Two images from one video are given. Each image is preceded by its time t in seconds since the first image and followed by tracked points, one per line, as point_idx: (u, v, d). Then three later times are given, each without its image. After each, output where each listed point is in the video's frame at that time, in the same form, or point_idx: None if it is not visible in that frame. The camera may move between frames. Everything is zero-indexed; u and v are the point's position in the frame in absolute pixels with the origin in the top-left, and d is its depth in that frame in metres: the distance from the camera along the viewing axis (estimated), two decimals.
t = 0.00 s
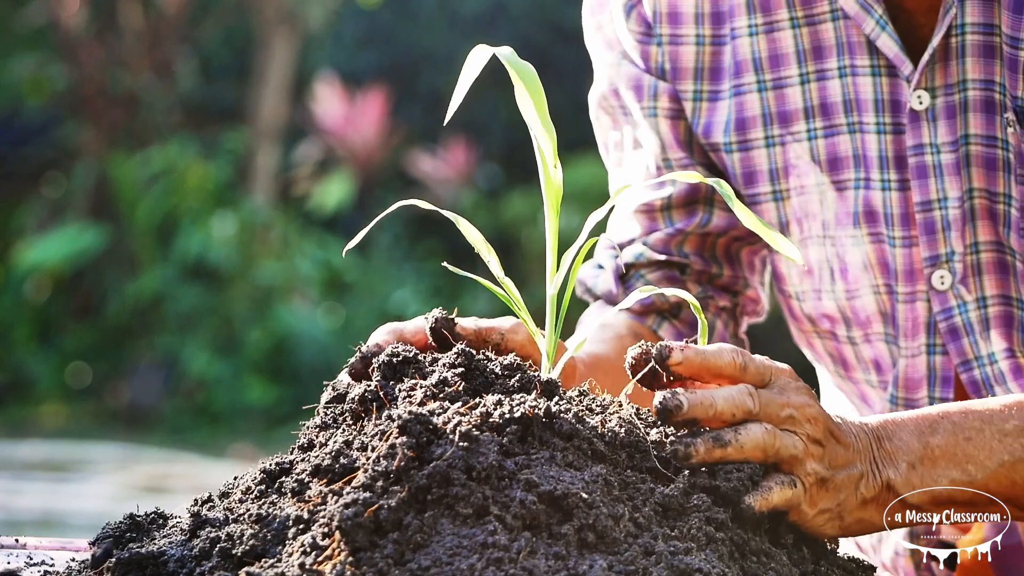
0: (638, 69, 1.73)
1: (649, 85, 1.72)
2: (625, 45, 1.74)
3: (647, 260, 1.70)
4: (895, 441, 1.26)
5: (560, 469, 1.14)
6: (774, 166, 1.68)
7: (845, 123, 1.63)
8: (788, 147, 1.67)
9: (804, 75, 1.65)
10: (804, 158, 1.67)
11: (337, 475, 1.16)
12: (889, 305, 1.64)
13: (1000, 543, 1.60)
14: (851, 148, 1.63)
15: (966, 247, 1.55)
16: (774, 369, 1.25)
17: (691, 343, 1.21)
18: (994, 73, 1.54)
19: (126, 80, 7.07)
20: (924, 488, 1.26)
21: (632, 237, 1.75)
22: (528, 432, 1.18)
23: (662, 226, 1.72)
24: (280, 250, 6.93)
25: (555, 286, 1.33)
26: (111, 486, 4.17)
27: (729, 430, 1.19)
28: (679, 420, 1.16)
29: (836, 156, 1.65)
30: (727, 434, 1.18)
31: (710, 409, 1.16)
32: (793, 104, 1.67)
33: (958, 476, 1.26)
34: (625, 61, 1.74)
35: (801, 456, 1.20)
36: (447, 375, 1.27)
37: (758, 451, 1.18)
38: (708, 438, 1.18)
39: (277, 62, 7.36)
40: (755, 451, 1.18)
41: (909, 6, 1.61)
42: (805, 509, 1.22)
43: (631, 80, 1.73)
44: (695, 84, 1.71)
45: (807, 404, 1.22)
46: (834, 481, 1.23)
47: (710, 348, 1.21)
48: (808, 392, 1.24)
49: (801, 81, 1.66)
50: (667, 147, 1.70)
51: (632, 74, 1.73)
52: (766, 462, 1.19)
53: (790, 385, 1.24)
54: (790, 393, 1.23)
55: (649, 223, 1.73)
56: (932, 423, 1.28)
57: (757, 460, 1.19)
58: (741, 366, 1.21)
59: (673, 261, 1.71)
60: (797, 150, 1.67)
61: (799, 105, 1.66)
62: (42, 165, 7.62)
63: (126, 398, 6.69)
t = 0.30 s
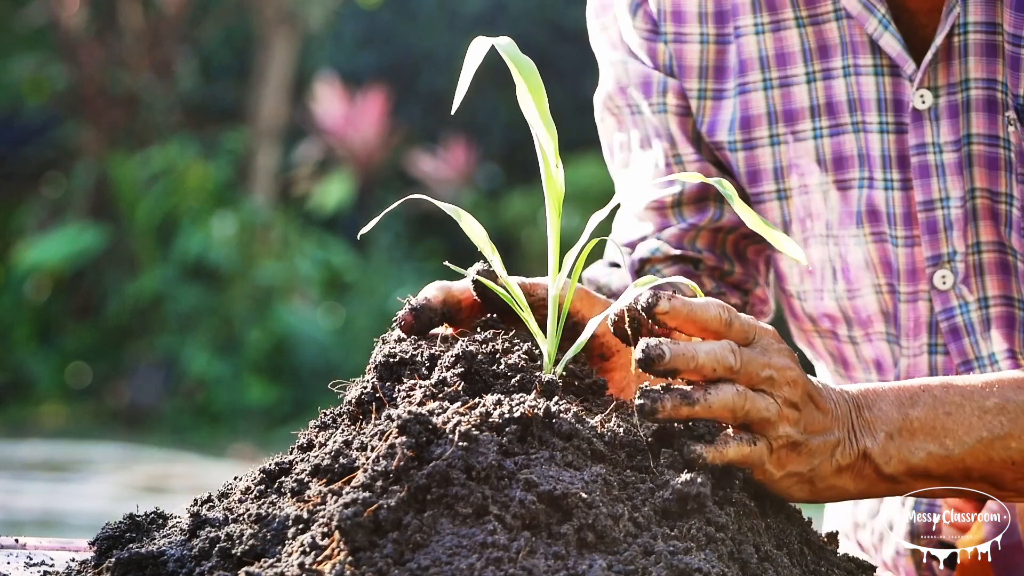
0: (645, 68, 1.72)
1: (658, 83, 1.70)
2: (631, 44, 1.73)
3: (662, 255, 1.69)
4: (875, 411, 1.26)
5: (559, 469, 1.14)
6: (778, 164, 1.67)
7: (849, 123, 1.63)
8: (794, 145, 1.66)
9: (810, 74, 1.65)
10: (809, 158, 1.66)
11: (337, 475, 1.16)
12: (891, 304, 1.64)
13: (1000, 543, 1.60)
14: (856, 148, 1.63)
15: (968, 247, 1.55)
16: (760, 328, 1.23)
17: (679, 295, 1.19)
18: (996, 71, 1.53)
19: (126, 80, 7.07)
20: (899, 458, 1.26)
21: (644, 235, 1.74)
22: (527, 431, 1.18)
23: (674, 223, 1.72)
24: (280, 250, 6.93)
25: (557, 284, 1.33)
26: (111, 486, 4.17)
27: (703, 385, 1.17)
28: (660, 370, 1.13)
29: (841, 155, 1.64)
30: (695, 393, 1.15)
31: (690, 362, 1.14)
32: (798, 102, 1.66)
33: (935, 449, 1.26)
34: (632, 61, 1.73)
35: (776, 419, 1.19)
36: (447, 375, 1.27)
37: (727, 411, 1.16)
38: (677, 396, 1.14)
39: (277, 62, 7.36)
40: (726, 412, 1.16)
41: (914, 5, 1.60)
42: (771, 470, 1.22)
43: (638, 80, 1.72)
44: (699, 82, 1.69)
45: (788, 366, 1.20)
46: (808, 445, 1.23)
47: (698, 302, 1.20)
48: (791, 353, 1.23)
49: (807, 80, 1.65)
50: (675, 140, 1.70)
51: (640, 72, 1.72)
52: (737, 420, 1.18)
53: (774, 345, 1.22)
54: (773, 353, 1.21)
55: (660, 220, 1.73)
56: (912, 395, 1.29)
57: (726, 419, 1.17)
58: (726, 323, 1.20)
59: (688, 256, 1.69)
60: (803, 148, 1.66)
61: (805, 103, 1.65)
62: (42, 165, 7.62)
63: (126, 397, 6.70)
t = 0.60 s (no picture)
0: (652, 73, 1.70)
1: (664, 88, 1.69)
2: (637, 48, 1.72)
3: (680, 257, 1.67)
4: (893, 392, 1.26)
5: (561, 469, 1.14)
6: (786, 164, 1.66)
7: (857, 121, 1.62)
8: (801, 144, 1.66)
9: (815, 73, 1.64)
10: (816, 158, 1.66)
11: (338, 475, 1.16)
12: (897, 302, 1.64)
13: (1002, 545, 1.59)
14: (863, 145, 1.62)
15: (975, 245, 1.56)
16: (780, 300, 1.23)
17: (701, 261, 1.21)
18: (1004, 69, 1.53)
19: (126, 80, 7.06)
20: (918, 439, 1.27)
21: (658, 239, 1.73)
22: (528, 431, 1.18)
23: (688, 225, 1.72)
24: (280, 250, 6.93)
25: (560, 285, 1.31)
26: (111, 486, 4.17)
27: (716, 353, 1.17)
28: (678, 332, 1.13)
29: (849, 153, 1.63)
30: (708, 358, 1.15)
31: (709, 328, 1.13)
32: (805, 102, 1.65)
33: (954, 432, 1.26)
34: (638, 66, 1.72)
35: (788, 392, 1.20)
36: (448, 375, 1.27)
37: (736, 380, 1.16)
38: (690, 358, 1.14)
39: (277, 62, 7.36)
40: (734, 380, 1.16)
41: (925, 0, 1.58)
42: (781, 441, 1.23)
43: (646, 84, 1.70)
44: (707, 84, 1.69)
45: (804, 339, 1.20)
46: (822, 419, 1.23)
47: (720, 270, 1.21)
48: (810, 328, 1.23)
49: (813, 78, 1.64)
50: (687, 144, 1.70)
51: (647, 78, 1.70)
52: (747, 391, 1.18)
53: (795, 319, 1.23)
54: (791, 326, 1.21)
55: (674, 224, 1.73)
56: (931, 377, 1.29)
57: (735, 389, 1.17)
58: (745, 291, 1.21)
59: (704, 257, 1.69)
60: (812, 148, 1.65)
61: (811, 102, 1.65)
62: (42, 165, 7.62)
63: (126, 398, 6.70)
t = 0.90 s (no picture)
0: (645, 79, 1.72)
1: (656, 96, 1.71)
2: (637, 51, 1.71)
3: (680, 262, 1.69)
4: (972, 434, 1.25)
5: (560, 469, 1.14)
6: (789, 163, 1.65)
7: (858, 118, 1.62)
8: (802, 143, 1.65)
9: (814, 71, 1.64)
10: (816, 156, 1.64)
11: (338, 476, 1.16)
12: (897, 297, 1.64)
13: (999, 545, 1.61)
14: (864, 142, 1.62)
15: (977, 242, 1.55)
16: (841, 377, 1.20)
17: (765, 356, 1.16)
18: (1008, 67, 1.53)
19: (126, 80, 7.06)
20: (1002, 480, 1.26)
21: (661, 238, 1.75)
22: (528, 432, 1.18)
23: (689, 227, 1.71)
24: (280, 250, 6.93)
25: (556, 285, 1.31)
26: (111, 486, 4.17)
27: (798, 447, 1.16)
28: (762, 435, 1.14)
29: (850, 150, 1.63)
30: (803, 453, 1.14)
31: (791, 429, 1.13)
32: (805, 100, 1.65)
33: None
34: (633, 69, 1.73)
35: (875, 466, 1.17)
36: (447, 376, 1.27)
37: (832, 467, 1.15)
38: (786, 459, 1.14)
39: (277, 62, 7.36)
40: (828, 468, 1.15)
41: None
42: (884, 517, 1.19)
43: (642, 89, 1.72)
44: (709, 84, 1.69)
45: (874, 411, 1.18)
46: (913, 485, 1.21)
47: (784, 363, 1.16)
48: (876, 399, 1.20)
49: (811, 77, 1.64)
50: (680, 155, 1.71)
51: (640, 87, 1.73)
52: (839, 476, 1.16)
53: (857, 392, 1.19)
54: (859, 401, 1.18)
55: (675, 225, 1.73)
56: (1005, 415, 1.29)
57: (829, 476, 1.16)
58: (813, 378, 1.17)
59: (706, 260, 1.70)
60: (813, 146, 1.64)
61: (811, 100, 1.64)
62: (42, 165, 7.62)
63: (126, 398, 6.71)
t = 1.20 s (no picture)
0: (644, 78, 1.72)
1: (652, 103, 1.72)
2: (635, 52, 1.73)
3: (697, 266, 1.72)
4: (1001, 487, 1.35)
5: (560, 469, 1.14)
6: (789, 163, 1.65)
7: (855, 118, 1.61)
8: (800, 144, 1.64)
9: (812, 72, 1.64)
10: (815, 157, 1.64)
11: (338, 475, 1.16)
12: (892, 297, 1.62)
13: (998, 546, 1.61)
14: (863, 142, 1.61)
15: (975, 243, 1.54)
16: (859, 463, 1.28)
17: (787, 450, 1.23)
18: (1007, 69, 1.52)
19: (126, 80, 7.07)
20: None
21: (675, 235, 1.76)
22: (528, 433, 1.18)
23: (703, 226, 1.73)
24: (280, 250, 6.93)
25: (555, 286, 1.30)
26: (112, 486, 4.17)
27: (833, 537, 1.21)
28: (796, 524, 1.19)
29: (848, 150, 1.62)
30: (839, 543, 1.19)
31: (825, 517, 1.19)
32: (801, 101, 1.65)
33: None
34: (630, 69, 1.73)
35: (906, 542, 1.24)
36: (448, 376, 1.27)
37: (867, 553, 1.20)
38: (825, 553, 1.17)
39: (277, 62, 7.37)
40: (864, 553, 1.20)
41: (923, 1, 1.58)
42: None
43: (638, 94, 1.73)
44: (709, 84, 1.69)
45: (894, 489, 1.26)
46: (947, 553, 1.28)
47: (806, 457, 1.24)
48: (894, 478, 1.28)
49: (809, 77, 1.64)
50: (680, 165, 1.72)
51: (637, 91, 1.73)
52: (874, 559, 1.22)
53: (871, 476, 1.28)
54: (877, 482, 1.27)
55: (688, 223, 1.74)
56: None
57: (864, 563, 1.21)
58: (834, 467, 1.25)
59: (721, 259, 1.72)
60: (811, 146, 1.64)
61: (808, 101, 1.64)
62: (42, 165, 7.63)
63: (126, 397, 6.71)
